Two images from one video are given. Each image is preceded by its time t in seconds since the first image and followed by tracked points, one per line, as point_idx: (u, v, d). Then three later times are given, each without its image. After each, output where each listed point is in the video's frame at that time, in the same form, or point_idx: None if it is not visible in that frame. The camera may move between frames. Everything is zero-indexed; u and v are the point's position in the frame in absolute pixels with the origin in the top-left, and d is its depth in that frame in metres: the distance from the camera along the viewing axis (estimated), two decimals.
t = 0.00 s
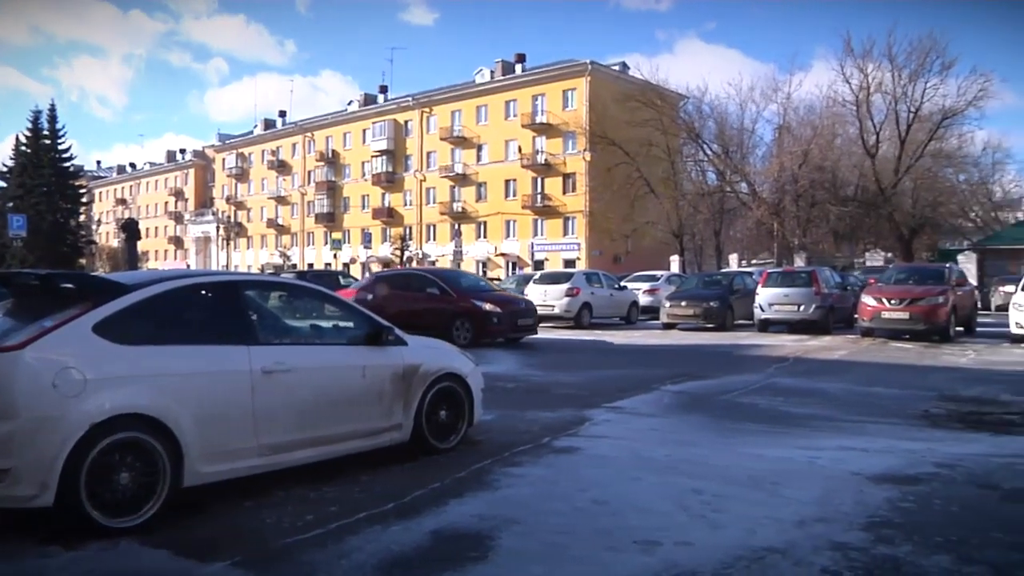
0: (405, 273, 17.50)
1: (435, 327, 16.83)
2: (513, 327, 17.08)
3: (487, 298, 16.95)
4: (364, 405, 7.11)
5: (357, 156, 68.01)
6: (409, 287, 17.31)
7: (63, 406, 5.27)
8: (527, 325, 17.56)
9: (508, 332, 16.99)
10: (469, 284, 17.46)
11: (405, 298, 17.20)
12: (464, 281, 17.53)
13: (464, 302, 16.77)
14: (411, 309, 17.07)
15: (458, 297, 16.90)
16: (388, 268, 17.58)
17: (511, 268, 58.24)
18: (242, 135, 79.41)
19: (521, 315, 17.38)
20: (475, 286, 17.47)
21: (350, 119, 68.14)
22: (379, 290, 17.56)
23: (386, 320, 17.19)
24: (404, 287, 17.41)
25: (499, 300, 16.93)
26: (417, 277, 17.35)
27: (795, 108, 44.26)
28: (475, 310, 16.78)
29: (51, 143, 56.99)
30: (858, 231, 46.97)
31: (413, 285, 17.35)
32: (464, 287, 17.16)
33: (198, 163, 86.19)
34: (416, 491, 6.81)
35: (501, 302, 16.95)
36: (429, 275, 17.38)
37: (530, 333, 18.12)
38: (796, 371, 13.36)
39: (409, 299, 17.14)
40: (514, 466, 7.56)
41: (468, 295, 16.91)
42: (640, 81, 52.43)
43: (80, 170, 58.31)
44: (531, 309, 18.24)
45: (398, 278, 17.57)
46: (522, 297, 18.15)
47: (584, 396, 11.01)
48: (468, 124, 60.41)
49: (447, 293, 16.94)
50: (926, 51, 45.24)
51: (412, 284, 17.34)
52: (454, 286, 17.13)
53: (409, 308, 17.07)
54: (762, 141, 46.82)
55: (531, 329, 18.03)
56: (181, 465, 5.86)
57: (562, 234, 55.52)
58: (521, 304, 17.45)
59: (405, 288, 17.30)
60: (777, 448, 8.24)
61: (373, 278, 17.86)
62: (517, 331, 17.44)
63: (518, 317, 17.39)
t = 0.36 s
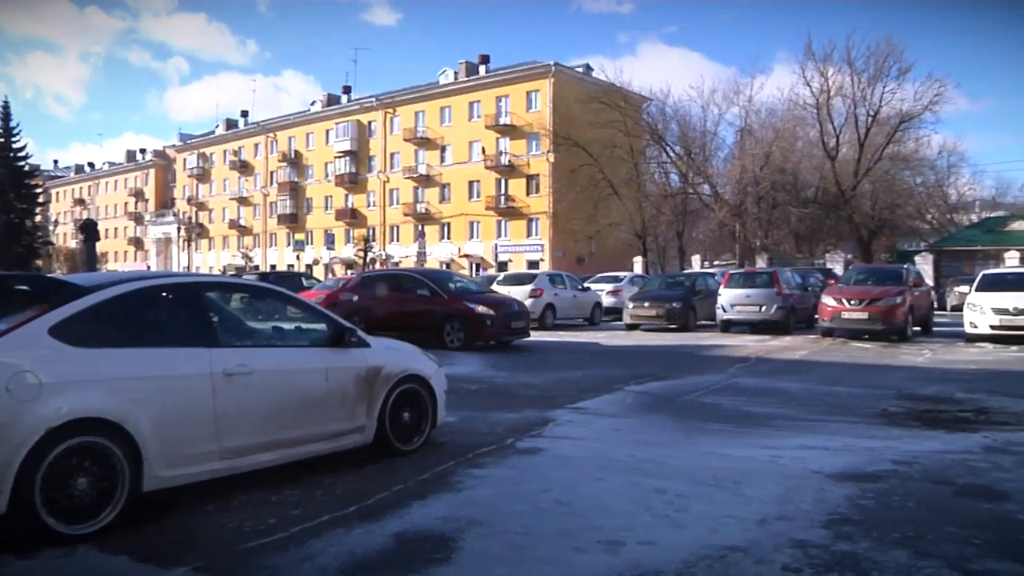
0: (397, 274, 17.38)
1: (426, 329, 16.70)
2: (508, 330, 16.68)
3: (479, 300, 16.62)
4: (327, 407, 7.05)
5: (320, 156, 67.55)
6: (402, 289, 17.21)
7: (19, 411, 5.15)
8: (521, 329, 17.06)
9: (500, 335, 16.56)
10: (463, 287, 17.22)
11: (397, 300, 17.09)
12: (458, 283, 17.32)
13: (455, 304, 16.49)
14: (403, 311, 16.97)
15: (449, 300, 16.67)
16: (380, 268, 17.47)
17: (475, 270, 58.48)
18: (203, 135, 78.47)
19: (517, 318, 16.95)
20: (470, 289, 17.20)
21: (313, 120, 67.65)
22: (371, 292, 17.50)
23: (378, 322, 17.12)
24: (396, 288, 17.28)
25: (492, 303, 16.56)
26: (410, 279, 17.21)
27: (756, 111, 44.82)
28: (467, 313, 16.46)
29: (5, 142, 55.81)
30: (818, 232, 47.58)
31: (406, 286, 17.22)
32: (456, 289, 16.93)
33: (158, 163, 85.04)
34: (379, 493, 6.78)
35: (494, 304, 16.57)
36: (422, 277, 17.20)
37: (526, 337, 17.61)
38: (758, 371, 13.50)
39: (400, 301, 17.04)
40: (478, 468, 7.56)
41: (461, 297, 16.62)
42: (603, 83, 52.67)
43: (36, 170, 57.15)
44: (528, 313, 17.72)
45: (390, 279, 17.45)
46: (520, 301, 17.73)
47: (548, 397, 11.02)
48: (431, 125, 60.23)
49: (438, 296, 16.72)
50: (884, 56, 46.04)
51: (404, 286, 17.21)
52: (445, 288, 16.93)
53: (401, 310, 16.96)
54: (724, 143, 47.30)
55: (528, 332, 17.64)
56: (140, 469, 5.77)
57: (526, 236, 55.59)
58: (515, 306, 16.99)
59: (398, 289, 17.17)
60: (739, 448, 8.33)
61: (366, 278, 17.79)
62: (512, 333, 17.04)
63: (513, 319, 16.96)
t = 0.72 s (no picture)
0: (386, 275, 16.99)
1: (416, 332, 16.35)
2: (500, 331, 16.26)
3: (471, 301, 16.22)
4: (286, 409, 6.98)
5: (279, 156, 66.93)
6: (389, 291, 16.83)
7: None
8: (513, 330, 16.70)
9: (494, 336, 16.18)
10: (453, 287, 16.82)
11: (386, 302, 16.74)
12: (447, 283, 16.92)
13: (445, 306, 16.08)
14: (392, 312, 16.62)
15: (439, 301, 16.27)
16: (368, 269, 17.10)
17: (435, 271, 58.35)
18: (160, 135, 77.34)
19: (509, 318, 16.52)
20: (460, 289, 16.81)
21: (272, 120, 67.02)
22: (360, 294, 17.15)
23: (368, 324, 16.80)
24: (385, 289, 16.92)
25: (484, 304, 16.13)
26: (398, 279, 16.83)
27: (716, 113, 45.37)
28: (458, 315, 16.05)
29: None
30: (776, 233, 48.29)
31: (395, 287, 16.84)
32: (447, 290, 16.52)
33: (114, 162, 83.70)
34: (338, 496, 6.72)
35: (485, 305, 16.14)
36: (411, 277, 16.80)
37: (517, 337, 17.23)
38: (716, 371, 13.64)
39: (389, 303, 16.69)
40: (439, 469, 7.54)
41: (452, 298, 16.21)
42: (564, 85, 52.88)
43: None
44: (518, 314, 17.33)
45: (379, 280, 17.07)
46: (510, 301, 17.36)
47: (508, 398, 11.03)
48: (392, 126, 59.92)
49: (428, 297, 16.32)
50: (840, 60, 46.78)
51: (392, 288, 16.83)
52: (435, 288, 16.52)
53: (390, 312, 16.61)
54: (683, 145, 47.78)
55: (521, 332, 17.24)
56: (95, 474, 5.65)
57: (487, 237, 55.65)
58: (507, 307, 16.61)
59: (387, 290, 16.80)
60: (698, 447, 8.40)
61: (356, 279, 17.44)
62: (505, 334, 16.62)
63: (505, 320, 16.58)
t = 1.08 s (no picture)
0: (370, 275, 16.46)
1: (403, 334, 15.88)
2: (491, 333, 15.88)
3: (461, 303, 15.77)
4: (241, 413, 6.89)
5: (235, 156, 66.14)
6: (375, 292, 16.30)
7: None
8: (503, 331, 16.34)
9: (485, 339, 15.80)
10: (441, 287, 16.35)
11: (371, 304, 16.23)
12: (434, 283, 16.43)
13: (434, 307, 15.63)
14: (378, 314, 16.12)
15: (427, 303, 15.79)
16: (352, 270, 16.58)
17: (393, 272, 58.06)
18: (112, 133, 75.91)
19: (499, 321, 16.15)
20: (448, 289, 16.34)
21: (227, 119, 66.17)
22: (343, 295, 16.63)
23: (353, 327, 16.30)
24: (370, 290, 16.42)
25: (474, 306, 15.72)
26: (383, 280, 16.32)
27: (673, 115, 45.78)
28: (448, 316, 15.62)
29: None
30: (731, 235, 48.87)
31: (379, 288, 16.33)
32: (435, 290, 16.03)
33: (65, 161, 81.98)
34: (294, 499, 6.66)
35: (475, 307, 15.73)
36: (397, 277, 16.30)
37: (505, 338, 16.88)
38: (672, 371, 13.77)
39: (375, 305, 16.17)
40: (397, 471, 7.50)
41: (441, 299, 15.76)
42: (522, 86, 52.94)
43: None
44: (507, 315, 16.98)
45: (363, 281, 16.56)
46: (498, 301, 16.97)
47: (466, 399, 11.01)
48: (349, 126, 59.45)
49: (415, 298, 15.85)
50: (795, 63, 47.49)
51: (377, 289, 16.32)
52: (423, 289, 16.03)
53: (375, 314, 16.11)
54: (640, 146, 48.13)
55: (509, 336, 16.91)
56: (45, 480, 5.52)
57: (444, 237, 55.54)
58: (497, 308, 16.21)
59: (371, 291, 16.30)
60: (654, 446, 8.47)
61: (338, 280, 16.91)
62: (494, 336, 16.25)
63: (495, 322, 16.19)
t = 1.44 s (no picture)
0: (357, 276, 16.11)
1: (393, 338, 15.59)
2: (483, 336, 15.61)
3: (452, 306, 15.49)
4: (195, 416, 6.80)
5: (189, 157, 65.21)
6: (362, 295, 15.96)
7: None
8: (495, 334, 16.12)
9: (478, 342, 15.56)
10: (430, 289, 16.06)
11: (358, 307, 15.91)
12: (423, 285, 16.13)
13: (425, 310, 15.33)
14: (366, 318, 15.82)
15: (417, 305, 15.48)
16: (337, 271, 16.23)
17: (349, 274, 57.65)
18: (62, 133, 74.28)
19: (491, 323, 15.90)
20: (438, 291, 16.05)
21: (180, 119, 65.20)
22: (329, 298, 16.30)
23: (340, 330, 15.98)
24: (357, 293, 16.08)
25: (466, 308, 15.44)
26: (371, 282, 15.98)
27: (629, 118, 46.20)
28: (439, 319, 15.32)
29: None
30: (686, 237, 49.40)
31: (367, 290, 16.00)
32: (425, 293, 15.74)
33: (12, 160, 80.00)
34: (249, 505, 6.58)
35: (467, 310, 15.45)
36: (384, 279, 15.96)
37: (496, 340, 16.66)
38: (628, 372, 13.87)
39: (362, 308, 15.85)
40: (353, 474, 7.45)
41: (431, 301, 15.46)
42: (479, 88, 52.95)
43: None
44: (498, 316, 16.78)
45: (349, 283, 16.22)
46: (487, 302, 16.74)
47: (422, 402, 10.97)
48: (304, 127, 58.92)
49: (405, 301, 15.53)
50: (748, 68, 48.19)
51: (365, 291, 15.99)
52: (412, 291, 15.71)
53: (363, 317, 15.81)
54: (597, 149, 48.42)
55: (499, 338, 16.67)
56: None
57: (401, 239, 55.34)
58: (489, 311, 15.97)
59: (357, 294, 15.96)
60: (611, 448, 8.52)
61: (323, 282, 16.56)
62: (486, 338, 16.00)
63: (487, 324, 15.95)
